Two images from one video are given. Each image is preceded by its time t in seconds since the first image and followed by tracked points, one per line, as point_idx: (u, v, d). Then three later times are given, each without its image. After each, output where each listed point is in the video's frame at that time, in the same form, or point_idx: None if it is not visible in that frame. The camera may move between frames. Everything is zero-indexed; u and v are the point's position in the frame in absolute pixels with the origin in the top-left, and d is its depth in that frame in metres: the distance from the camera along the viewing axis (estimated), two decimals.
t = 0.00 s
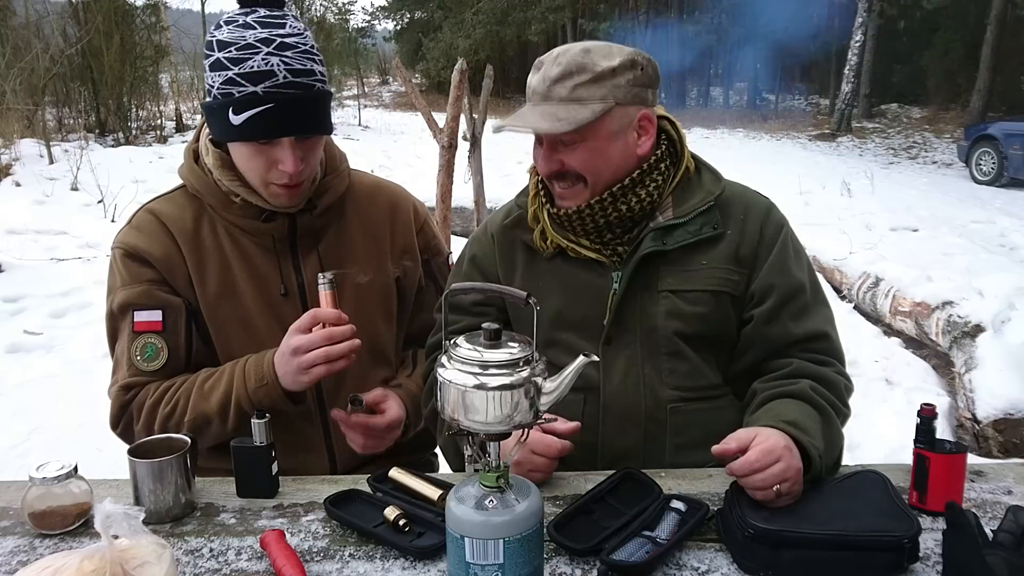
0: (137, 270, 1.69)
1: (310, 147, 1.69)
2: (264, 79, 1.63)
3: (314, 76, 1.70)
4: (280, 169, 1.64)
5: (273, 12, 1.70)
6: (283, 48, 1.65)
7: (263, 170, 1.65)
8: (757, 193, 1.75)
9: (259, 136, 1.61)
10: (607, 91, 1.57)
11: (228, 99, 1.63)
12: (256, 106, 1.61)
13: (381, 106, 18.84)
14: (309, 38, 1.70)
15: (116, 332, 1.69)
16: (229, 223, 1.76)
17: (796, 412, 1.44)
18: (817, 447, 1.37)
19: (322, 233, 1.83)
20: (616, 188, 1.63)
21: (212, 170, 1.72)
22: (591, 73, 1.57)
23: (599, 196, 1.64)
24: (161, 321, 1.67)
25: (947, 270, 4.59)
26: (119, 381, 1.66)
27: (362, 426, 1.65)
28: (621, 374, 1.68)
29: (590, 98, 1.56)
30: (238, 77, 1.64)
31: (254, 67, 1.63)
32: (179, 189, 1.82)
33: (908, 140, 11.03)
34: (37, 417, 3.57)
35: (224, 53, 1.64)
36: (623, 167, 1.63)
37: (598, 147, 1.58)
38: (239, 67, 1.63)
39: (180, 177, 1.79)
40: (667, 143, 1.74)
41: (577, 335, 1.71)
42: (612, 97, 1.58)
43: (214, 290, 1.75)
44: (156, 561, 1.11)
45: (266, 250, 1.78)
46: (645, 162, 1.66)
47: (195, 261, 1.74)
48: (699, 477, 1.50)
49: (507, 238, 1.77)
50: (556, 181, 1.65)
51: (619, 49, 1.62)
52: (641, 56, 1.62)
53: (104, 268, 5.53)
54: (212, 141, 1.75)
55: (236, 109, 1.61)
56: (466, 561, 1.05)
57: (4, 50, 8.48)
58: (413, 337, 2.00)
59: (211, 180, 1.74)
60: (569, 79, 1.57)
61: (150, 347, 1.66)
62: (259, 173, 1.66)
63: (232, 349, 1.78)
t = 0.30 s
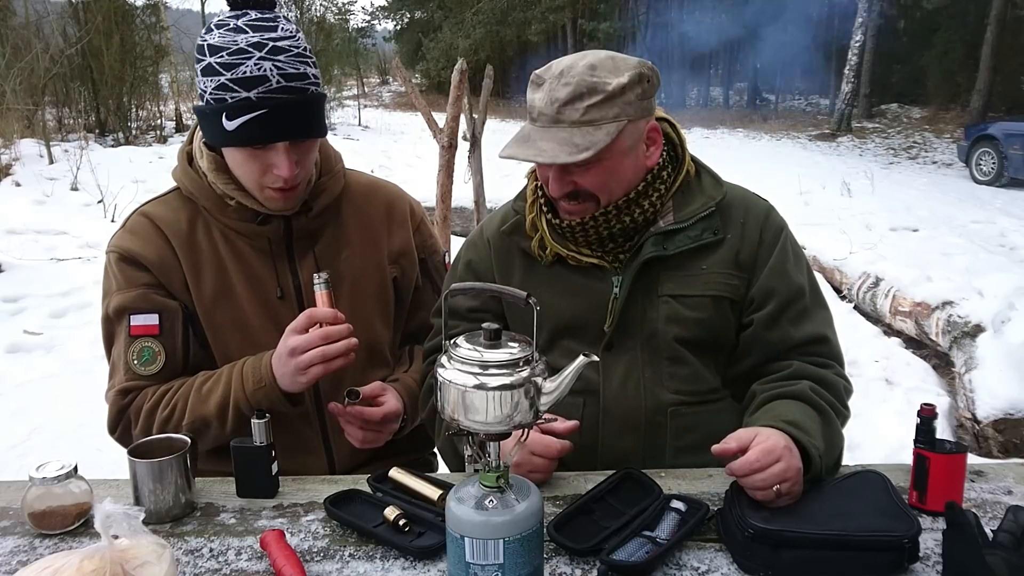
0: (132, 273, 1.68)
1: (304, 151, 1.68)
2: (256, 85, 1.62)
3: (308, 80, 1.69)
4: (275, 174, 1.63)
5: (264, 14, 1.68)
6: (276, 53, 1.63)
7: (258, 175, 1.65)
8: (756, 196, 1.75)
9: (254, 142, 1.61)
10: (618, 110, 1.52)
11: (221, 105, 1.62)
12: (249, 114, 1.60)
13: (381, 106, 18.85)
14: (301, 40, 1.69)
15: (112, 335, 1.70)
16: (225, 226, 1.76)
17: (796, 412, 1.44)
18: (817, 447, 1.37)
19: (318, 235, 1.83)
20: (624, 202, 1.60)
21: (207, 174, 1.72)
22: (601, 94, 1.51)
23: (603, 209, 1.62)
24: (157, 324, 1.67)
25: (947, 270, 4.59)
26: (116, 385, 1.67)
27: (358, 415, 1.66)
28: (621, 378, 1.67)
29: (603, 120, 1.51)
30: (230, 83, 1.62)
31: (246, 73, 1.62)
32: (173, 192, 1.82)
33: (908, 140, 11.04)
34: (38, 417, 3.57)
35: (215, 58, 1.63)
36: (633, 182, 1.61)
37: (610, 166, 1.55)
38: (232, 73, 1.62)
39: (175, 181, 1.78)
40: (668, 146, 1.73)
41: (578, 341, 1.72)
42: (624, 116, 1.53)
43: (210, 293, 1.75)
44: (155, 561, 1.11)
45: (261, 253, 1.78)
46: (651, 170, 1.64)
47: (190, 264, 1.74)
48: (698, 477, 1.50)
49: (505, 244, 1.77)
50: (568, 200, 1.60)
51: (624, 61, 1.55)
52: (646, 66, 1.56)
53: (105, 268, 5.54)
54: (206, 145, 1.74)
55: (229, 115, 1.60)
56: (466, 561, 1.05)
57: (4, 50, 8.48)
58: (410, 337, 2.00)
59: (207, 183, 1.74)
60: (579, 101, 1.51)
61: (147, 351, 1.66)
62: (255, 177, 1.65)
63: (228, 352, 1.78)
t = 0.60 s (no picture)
0: (129, 276, 1.68)
1: (301, 154, 1.68)
2: (252, 90, 1.61)
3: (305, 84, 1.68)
4: (272, 178, 1.63)
5: (260, 19, 1.67)
6: (272, 58, 1.63)
7: (256, 178, 1.65)
8: (756, 196, 1.75)
9: (251, 147, 1.60)
10: (625, 113, 1.52)
11: (217, 110, 1.62)
12: (245, 119, 1.59)
13: (380, 106, 18.86)
14: (298, 45, 1.68)
15: (109, 337, 1.70)
16: (223, 229, 1.76)
17: (797, 412, 1.44)
18: (818, 447, 1.37)
19: (316, 237, 1.83)
20: (627, 205, 1.61)
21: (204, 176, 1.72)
22: (607, 96, 1.51)
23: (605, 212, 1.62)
24: (155, 326, 1.67)
25: (947, 270, 4.59)
26: (114, 387, 1.67)
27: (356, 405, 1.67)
28: (625, 384, 1.67)
29: (609, 124, 1.51)
30: (226, 89, 1.62)
31: (242, 79, 1.61)
32: (171, 193, 1.81)
33: (908, 140, 11.04)
34: (38, 417, 3.57)
35: (211, 63, 1.62)
36: (636, 185, 1.61)
37: (614, 171, 1.55)
38: (228, 78, 1.62)
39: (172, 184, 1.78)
40: (670, 147, 1.73)
41: (578, 345, 1.72)
42: (630, 119, 1.53)
43: (208, 295, 1.75)
44: (156, 561, 1.11)
45: (260, 254, 1.78)
46: (653, 174, 1.65)
47: (188, 266, 1.74)
48: (698, 477, 1.50)
49: (504, 246, 1.77)
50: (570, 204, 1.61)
51: (630, 64, 1.55)
52: (652, 70, 1.56)
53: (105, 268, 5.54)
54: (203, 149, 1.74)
55: (225, 121, 1.60)
56: (466, 560, 1.06)
57: (4, 50, 8.46)
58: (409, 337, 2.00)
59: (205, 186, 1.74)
60: (585, 104, 1.51)
61: (145, 353, 1.66)
62: (252, 180, 1.65)
63: (227, 355, 1.78)
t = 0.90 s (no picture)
0: (125, 276, 1.68)
1: (299, 150, 1.69)
2: (250, 88, 1.61)
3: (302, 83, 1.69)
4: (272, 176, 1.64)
5: (256, 16, 1.66)
6: (269, 55, 1.62)
7: (256, 176, 1.65)
8: (762, 199, 1.74)
9: (249, 144, 1.60)
10: (638, 110, 1.52)
11: (215, 109, 1.61)
12: (244, 117, 1.59)
13: (380, 106, 18.87)
14: (294, 42, 1.68)
15: (105, 337, 1.69)
16: (222, 228, 1.76)
17: (797, 412, 1.45)
18: (818, 447, 1.37)
19: (315, 237, 1.83)
20: (636, 203, 1.60)
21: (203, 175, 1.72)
22: (622, 92, 1.51)
23: (614, 211, 1.62)
24: (152, 327, 1.66)
25: (947, 270, 4.59)
26: (109, 386, 1.66)
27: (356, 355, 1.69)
28: (628, 384, 1.68)
29: (623, 119, 1.51)
30: (224, 87, 1.62)
31: (239, 77, 1.61)
32: (171, 193, 1.81)
33: (908, 140, 11.05)
34: (38, 416, 3.57)
35: (209, 62, 1.62)
36: (646, 183, 1.61)
37: (625, 167, 1.55)
38: (226, 77, 1.61)
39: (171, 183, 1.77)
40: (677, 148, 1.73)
41: (580, 344, 1.72)
42: (643, 116, 1.53)
43: (207, 294, 1.75)
44: (155, 561, 1.11)
45: (259, 253, 1.78)
46: (662, 173, 1.65)
47: (187, 266, 1.74)
48: (697, 477, 1.50)
49: (509, 243, 1.77)
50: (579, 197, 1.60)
51: (644, 62, 1.56)
52: (666, 68, 1.56)
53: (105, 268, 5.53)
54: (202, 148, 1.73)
55: (223, 119, 1.60)
56: (466, 561, 1.06)
57: (4, 50, 8.45)
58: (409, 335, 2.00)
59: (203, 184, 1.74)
60: (599, 99, 1.52)
61: (141, 354, 1.66)
62: (252, 178, 1.66)
63: (226, 354, 1.78)
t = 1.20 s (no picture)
0: (117, 276, 1.68)
1: (304, 149, 1.69)
2: (258, 90, 1.61)
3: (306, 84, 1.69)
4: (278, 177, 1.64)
5: (256, 18, 1.66)
6: (275, 57, 1.63)
7: (260, 177, 1.65)
8: (768, 201, 1.74)
9: (255, 146, 1.60)
10: (651, 104, 1.52)
11: (221, 111, 1.60)
12: (253, 119, 1.59)
13: (380, 106, 18.88)
14: (295, 42, 1.69)
15: (92, 333, 1.69)
16: (221, 229, 1.76)
17: (799, 413, 1.44)
18: (820, 448, 1.37)
19: (316, 237, 1.83)
20: (644, 200, 1.60)
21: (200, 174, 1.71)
22: (636, 85, 1.51)
23: (623, 206, 1.61)
24: (136, 327, 1.67)
25: (947, 270, 4.59)
26: (87, 377, 1.68)
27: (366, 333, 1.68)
28: (631, 382, 1.68)
29: (636, 112, 1.51)
30: (231, 89, 1.60)
31: (247, 80, 1.60)
32: (169, 194, 1.81)
33: (908, 140, 11.05)
34: (38, 416, 3.57)
35: (212, 65, 1.60)
36: (657, 179, 1.61)
37: (635, 160, 1.55)
38: (232, 79, 1.60)
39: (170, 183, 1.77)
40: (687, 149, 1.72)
41: (584, 340, 1.72)
42: (656, 110, 1.53)
43: (205, 293, 1.76)
44: (156, 561, 1.11)
45: (258, 253, 1.79)
46: (672, 170, 1.64)
47: (183, 265, 1.74)
48: (698, 477, 1.50)
49: (518, 238, 1.77)
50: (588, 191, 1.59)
51: (658, 57, 1.56)
52: (680, 66, 1.56)
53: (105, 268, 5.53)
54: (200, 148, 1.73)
55: (230, 122, 1.59)
56: (466, 561, 1.06)
57: (4, 50, 8.43)
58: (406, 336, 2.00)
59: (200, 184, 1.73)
60: (613, 91, 1.52)
61: (122, 351, 1.66)
62: (256, 179, 1.65)
63: (223, 352, 1.79)
